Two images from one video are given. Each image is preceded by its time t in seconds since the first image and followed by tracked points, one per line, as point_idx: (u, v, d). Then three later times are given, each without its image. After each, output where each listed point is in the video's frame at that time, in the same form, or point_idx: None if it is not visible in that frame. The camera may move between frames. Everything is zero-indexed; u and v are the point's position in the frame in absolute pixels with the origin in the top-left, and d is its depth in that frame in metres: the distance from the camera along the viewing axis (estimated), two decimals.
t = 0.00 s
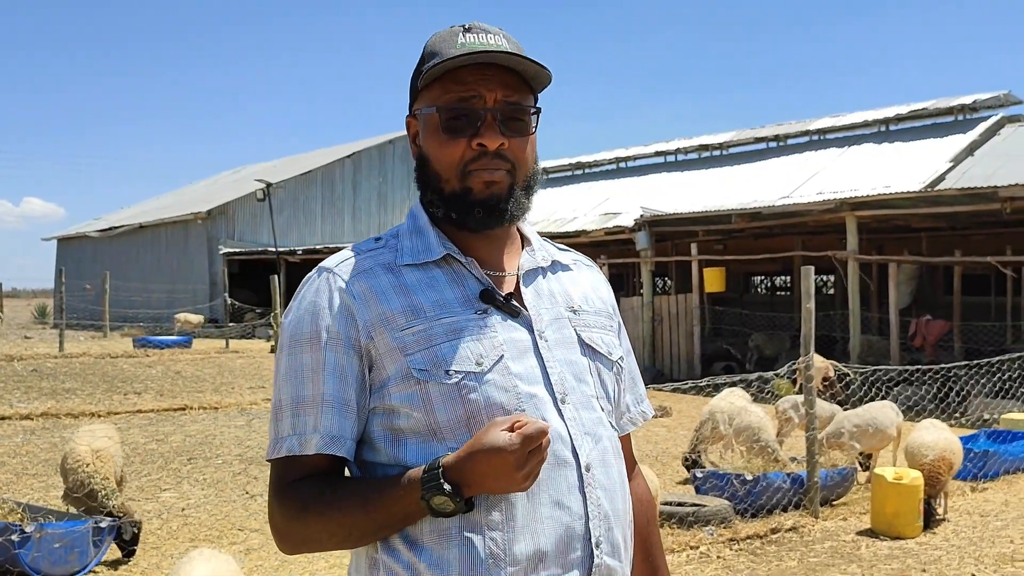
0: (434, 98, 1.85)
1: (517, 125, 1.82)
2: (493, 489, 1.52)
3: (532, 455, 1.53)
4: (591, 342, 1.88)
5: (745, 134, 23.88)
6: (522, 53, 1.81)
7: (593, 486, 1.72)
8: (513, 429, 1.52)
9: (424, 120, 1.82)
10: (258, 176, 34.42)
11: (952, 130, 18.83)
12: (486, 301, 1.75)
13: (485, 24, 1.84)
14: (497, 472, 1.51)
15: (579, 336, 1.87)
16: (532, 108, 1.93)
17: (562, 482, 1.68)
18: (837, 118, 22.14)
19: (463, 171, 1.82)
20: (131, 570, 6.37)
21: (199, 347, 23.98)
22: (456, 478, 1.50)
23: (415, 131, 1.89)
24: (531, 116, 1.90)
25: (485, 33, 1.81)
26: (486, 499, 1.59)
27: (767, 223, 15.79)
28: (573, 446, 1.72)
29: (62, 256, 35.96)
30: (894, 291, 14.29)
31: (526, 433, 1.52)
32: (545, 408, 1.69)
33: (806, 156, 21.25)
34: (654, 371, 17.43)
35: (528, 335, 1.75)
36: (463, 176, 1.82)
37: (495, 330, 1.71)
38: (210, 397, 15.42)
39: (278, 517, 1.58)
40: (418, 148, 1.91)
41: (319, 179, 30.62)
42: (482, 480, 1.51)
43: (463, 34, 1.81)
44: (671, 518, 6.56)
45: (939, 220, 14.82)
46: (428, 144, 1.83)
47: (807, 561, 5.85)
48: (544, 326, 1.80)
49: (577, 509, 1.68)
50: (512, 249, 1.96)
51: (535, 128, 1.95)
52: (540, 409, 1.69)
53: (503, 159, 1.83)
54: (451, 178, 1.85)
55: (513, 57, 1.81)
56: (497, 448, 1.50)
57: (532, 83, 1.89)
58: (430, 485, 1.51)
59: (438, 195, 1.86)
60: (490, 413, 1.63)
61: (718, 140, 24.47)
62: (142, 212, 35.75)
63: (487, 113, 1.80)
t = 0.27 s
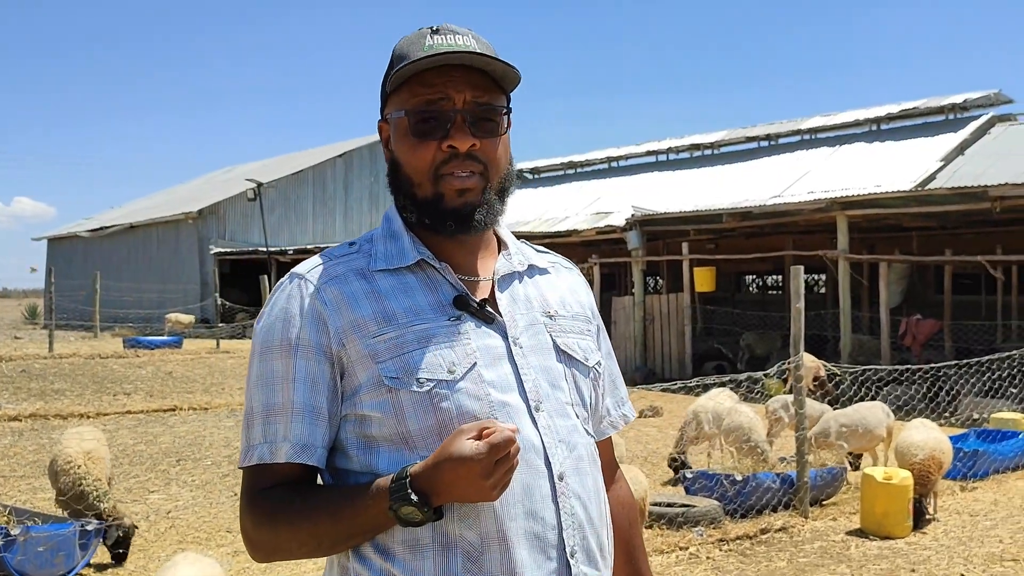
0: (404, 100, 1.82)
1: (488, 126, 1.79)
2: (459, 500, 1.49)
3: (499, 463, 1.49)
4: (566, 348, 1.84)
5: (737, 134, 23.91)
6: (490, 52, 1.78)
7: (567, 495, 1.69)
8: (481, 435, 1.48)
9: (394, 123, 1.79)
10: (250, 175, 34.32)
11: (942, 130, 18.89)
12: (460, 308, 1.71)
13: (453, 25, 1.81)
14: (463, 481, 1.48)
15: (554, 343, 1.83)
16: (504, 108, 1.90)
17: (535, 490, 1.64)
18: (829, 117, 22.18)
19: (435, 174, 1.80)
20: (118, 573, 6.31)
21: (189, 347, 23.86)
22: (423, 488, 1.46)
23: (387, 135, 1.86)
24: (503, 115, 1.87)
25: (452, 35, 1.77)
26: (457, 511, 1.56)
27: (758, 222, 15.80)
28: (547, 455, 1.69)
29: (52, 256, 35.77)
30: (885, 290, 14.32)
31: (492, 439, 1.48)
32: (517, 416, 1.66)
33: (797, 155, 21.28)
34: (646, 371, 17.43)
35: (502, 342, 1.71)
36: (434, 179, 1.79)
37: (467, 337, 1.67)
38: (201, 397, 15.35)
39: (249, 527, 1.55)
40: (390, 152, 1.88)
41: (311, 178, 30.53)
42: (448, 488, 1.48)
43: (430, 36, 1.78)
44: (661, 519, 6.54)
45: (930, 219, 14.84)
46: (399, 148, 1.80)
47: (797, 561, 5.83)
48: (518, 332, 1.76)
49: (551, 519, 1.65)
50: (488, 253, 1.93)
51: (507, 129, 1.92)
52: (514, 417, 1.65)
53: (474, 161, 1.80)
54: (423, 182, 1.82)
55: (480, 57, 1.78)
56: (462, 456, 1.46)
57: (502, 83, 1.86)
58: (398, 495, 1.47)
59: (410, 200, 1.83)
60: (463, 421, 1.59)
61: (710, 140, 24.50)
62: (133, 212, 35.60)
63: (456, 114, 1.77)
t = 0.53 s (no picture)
0: (385, 98, 1.79)
1: (469, 125, 1.76)
2: (433, 502, 1.45)
3: (476, 466, 1.45)
4: (547, 349, 1.81)
5: (732, 133, 23.90)
6: (473, 52, 1.75)
7: (546, 498, 1.65)
8: (458, 438, 1.45)
9: (375, 122, 1.76)
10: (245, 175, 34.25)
11: (938, 129, 18.90)
12: (438, 308, 1.68)
13: (435, 24, 1.77)
14: (437, 483, 1.44)
15: (534, 344, 1.80)
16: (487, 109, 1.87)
17: (513, 493, 1.61)
18: (824, 116, 22.19)
19: (415, 173, 1.76)
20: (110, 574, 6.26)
21: (184, 347, 23.79)
22: (398, 491, 1.44)
23: (366, 133, 1.83)
24: (485, 115, 1.83)
25: (433, 32, 1.74)
26: (434, 514, 1.52)
27: (754, 221, 15.80)
28: (526, 457, 1.65)
29: (47, 256, 35.65)
30: (880, 290, 14.31)
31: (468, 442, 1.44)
32: (496, 417, 1.62)
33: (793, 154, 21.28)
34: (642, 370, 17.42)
35: (482, 342, 1.68)
36: (414, 179, 1.75)
37: (446, 338, 1.64)
38: (195, 397, 15.30)
39: (224, 531, 1.52)
40: (369, 150, 1.85)
41: (307, 178, 30.47)
42: (422, 490, 1.45)
43: (412, 33, 1.74)
44: (655, 519, 6.52)
45: (925, 219, 14.84)
46: (379, 147, 1.77)
47: (791, 562, 5.81)
48: (498, 332, 1.73)
49: (530, 522, 1.62)
50: (468, 252, 1.89)
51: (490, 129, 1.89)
52: (492, 420, 1.62)
53: (456, 161, 1.77)
54: (403, 181, 1.79)
55: (463, 56, 1.74)
56: (437, 459, 1.43)
57: (485, 83, 1.83)
58: (373, 498, 1.44)
59: (390, 199, 1.79)
60: (440, 423, 1.56)
61: (706, 139, 24.49)
62: (128, 211, 35.50)
63: (438, 113, 1.73)
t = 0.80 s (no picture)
0: (364, 92, 1.76)
1: (449, 120, 1.73)
2: (410, 499, 1.43)
3: (456, 461, 1.43)
4: (529, 346, 1.78)
5: (730, 133, 23.88)
6: (454, 45, 1.72)
7: (527, 496, 1.62)
8: (438, 434, 1.43)
9: (353, 115, 1.73)
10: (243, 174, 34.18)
11: (936, 129, 18.88)
12: (418, 305, 1.65)
13: (416, 17, 1.75)
14: (415, 480, 1.42)
15: (516, 340, 1.77)
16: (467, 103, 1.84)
17: (493, 490, 1.58)
18: (822, 116, 22.18)
19: (394, 168, 1.73)
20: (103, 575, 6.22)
21: (182, 347, 23.73)
22: (375, 487, 1.41)
23: (345, 128, 1.80)
24: (466, 110, 1.81)
25: (413, 25, 1.72)
26: (412, 513, 1.49)
27: (752, 221, 15.78)
28: (506, 455, 1.62)
29: (44, 256, 35.58)
30: (878, 289, 14.30)
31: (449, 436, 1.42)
32: (475, 414, 1.60)
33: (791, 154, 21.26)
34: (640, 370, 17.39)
35: (462, 339, 1.66)
36: (393, 173, 1.72)
37: (425, 334, 1.61)
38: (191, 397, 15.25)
39: (199, 531, 1.48)
40: (348, 146, 1.82)
41: (304, 177, 30.42)
42: (400, 486, 1.42)
43: (392, 28, 1.72)
44: (651, 519, 6.51)
45: (924, 218, 14.81)
46: (357, 140, 1.74)
47: (788, 562, 5.78)
48: (479, 329, 1.70)
49: (509, 521, 1.58)
50: (448, 248, 1.87)
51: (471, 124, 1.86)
52: (472, 417, 1.59)
53: (435, 156, 1.74)
54: (382, 175, 1.76)
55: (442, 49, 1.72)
56: (414, 452, 1.41)
57: (466, 77, 1.80)
58: (349, 496, 1.41)
59: (369, 193, 1.77)
60: (418, 420, 1.53)
61: (704, 139, 24.47)
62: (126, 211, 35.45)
63: (418, 107, 1.71)
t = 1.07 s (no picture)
0: (354, 84, 1.74)
1: (440, 113, 1.71)
2: (394, 493, 1.41)
3: (444, 457, 1.41)
4: (521, 340, 1.77)
5: (729, 132, 23.87)
6: (445, 36, 1.72)
7: (518, 492, 1.61)
8: (426, 429, 1.42)
9: (344, 108, 1.72)
10: (242, 174, 34.14)
11: (935, 128, 18.87)
12: (408, 298, 1.64)
13: (407, 9, 1.74)
14: (399, 475, 1.40)
15: (507, 335, 1.75)
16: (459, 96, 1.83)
17: (482, 487, 1.56)
18: (822, 115, 22.17)
19: (385, 161, 1.72)
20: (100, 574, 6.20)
21: (181, 346, 23.71)
22: (358, 481, 1.40)
23: (335, 120, 1.78)
24: (457, 103, 1.79)
25: (404, 17, 1.71)
26: (402, 508, 1.48)
27: (752, 221, 15.77)
28: (496, 451, 1.61)
29: (43, 255, 35.54)
30: (877, 289, 14.29)
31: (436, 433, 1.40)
32: (465, 409, 1.58)
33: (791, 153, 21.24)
34: (639, 369, 17.38)
35: (453, 333, 1.64)
36: (385, 166, 1.71)
37: (416, 328, 1.60)
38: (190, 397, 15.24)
39: (186, 525, 1.47)
40: (338, 138, 1.80)
41: (303, 177, 30.40)
42: (384, 481, 1.40)
43: (382, 19, 1.71)
44: (649, 519, 6.49)
45: (923, 218, 14.80)
46: (348, 133, 1.72)
47: (786, 561, 5.77)
48: (470, 323, 1.69)
49: (499, 517, 1.57)
50: (441, 242, 1.85)
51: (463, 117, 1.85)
52: (461, 412, 1.58)
53: (427, 149, 1.73)
54: (373, 168, 1.74)
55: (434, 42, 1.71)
56: (401, 447, 1.39)
57: (457, 69, 1.79)
58: (331, 489, 1.40)
59: (359, 186, 1.75)
60: (406, 414, 1.52)
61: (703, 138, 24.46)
62: (124, 210, 35.42)
63: (408, 98, 1.69)
